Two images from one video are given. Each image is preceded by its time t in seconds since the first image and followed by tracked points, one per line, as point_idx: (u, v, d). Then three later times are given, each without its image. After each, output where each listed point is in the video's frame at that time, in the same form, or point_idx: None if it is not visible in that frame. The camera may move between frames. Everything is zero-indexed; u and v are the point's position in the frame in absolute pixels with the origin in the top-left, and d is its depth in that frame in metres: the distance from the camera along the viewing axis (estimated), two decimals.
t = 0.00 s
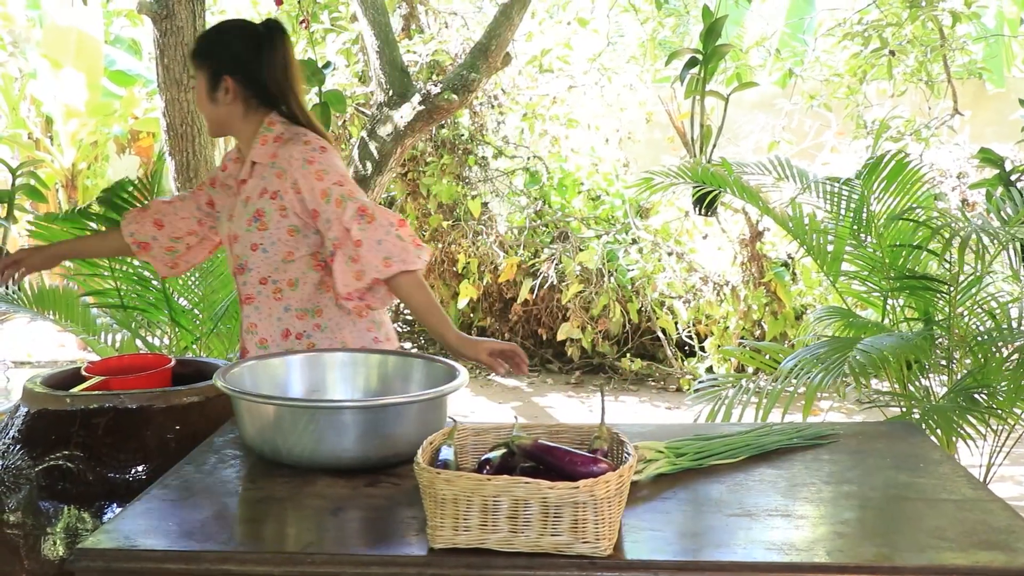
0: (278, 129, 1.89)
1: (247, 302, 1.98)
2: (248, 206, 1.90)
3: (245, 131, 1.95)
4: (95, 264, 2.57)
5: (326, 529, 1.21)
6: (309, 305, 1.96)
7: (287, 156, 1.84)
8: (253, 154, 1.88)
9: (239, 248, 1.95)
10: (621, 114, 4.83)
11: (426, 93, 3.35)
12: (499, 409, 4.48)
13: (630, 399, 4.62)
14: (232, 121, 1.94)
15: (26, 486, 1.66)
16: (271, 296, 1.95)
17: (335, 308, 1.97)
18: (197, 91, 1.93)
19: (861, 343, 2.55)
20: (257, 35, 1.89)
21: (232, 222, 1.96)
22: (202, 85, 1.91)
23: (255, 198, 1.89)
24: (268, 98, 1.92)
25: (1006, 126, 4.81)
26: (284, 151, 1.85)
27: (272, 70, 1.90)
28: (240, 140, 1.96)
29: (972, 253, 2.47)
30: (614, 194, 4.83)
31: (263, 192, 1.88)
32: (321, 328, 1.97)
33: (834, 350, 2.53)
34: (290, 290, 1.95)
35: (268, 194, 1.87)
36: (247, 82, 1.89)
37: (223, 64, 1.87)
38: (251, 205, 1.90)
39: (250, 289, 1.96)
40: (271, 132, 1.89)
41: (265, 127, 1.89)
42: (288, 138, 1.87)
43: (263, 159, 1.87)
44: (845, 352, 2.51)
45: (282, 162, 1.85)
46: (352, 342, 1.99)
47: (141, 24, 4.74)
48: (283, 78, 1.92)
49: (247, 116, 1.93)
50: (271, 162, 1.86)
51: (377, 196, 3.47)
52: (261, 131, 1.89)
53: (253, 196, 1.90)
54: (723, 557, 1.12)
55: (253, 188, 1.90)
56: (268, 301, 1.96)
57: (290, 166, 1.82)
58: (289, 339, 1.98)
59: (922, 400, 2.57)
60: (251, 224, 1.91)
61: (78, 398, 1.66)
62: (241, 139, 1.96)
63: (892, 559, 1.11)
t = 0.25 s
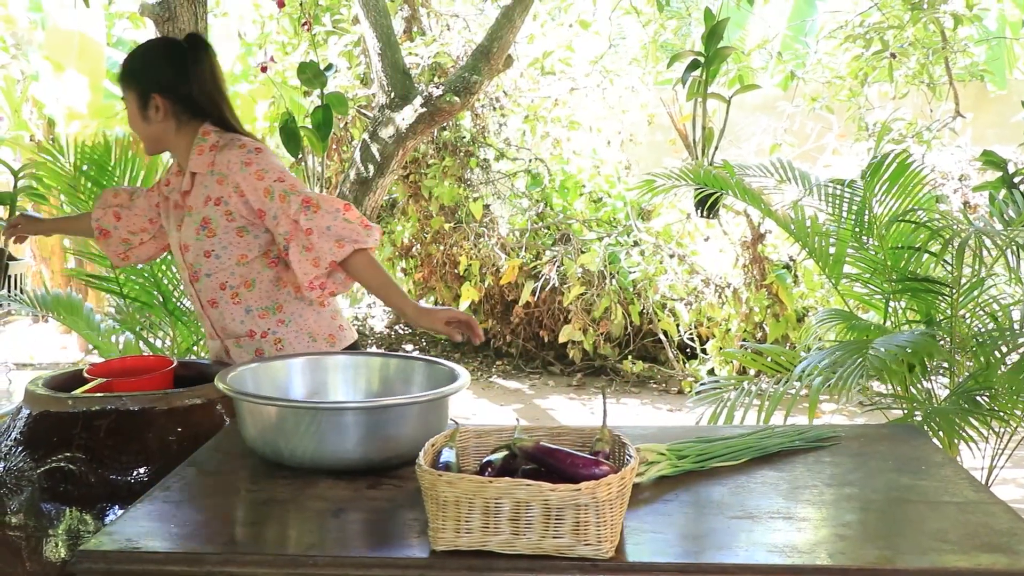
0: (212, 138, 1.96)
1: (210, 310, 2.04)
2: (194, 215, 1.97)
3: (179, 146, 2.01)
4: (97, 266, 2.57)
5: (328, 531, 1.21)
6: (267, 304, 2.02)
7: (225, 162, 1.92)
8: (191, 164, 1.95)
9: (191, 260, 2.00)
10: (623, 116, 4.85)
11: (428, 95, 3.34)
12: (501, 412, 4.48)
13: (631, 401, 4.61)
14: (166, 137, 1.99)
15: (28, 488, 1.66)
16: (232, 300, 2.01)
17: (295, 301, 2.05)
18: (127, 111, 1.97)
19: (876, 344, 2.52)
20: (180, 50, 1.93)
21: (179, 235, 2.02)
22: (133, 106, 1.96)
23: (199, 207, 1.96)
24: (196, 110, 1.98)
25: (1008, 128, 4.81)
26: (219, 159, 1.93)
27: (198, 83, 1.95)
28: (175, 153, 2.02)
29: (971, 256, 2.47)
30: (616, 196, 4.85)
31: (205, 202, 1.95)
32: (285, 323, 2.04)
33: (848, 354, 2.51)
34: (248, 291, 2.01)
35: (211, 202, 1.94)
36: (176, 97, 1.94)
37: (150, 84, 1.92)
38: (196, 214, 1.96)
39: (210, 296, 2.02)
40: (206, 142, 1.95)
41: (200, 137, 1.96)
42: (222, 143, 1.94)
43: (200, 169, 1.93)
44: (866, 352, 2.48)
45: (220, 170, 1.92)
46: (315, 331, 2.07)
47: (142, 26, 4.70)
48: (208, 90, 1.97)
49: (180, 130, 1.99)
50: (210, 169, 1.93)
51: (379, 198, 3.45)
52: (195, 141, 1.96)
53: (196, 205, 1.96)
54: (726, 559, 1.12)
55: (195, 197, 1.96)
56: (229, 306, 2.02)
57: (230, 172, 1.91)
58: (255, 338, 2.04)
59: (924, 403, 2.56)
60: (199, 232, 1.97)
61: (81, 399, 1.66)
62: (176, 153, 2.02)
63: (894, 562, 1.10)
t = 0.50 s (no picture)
0: (183, 145, 1.96)
1: (195, 315, 2.04)
2: (170, 222, 1.98)
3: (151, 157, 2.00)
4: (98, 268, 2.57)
5: (329, 532, 1.21)
6: (246, 304, 2.02)
7: (195, 167, 1.93)
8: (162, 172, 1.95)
9: (172, 266, 2.01)
10: (625, 117, 4.85)
11: (429, 97, 3.34)
12: (502, 413, 4.48)
13: (633, 403, 4.61)
14: (137, 149, 1.98)
15: (30, 489, 1.65)
16: (214, 304, 2.01)
17: (275, 300, 2.04)
18: (97, 127, 1.97)
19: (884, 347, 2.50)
20: (144, 62, 1.92)
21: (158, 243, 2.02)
22: (102, 121, 1.95)
23: (174, 213, 1.97)
24: (166, 120, 1.97)
25: (1009, 129, 4.80)
26: (190, 165, 1.93)
27: (165, 93, 1.94)
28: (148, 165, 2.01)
29: (974, 257, 2.47)
30: (617, 197, 4.85)
31: (179, 209, 1.96)
32: (268, 321, 2.04)
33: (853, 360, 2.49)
34: (229, 294, 2.01)
35: (186, 208, 1.95)
36: (144, 109, 1.93)
37: (117, 99, 1.91)
38: (172, 221, 1.97)
39: (193, 301, 2.02)
40: (176, 152, 1.95)
41: (170, 146, 1.96)
42: (192, 149, 1.95)
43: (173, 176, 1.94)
44: (872, 354, 2.47)
45: (191, 176, 1.93)
46: (298, 326, 2.06)
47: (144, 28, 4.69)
48: (176, 100, 1.96)
49: (152, 142, 1.98)
50: (182, 176, 1.94)
51: (380, 200, 3.45)
52: (166, 149, 1.96)
53: (171, 212, 1.97)
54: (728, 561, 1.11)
55: (170, 204, 1.97)
56: (212, 310, 2.01)
57: (201, 177, 1.92)
58: (239, 339, 2.03)
59: (926, 404, 2.56)
60: (175, 238, 1.98)
61: (82, 401, 1.67)
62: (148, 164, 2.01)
63: (896, 563, 1.10)
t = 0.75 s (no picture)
0: (172, 150, 1.95)
1: (191, 318, 2.04)
2: (161, 227, 1.97)
3: (141, 163, 2.00)
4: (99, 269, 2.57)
5: (331, 534, 1.21)
6: (244, 306, 2.02)
7: (186, 171, 1.92)
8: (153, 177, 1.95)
9: (166, 271, 2.00)
10: (626, 119, 4.86)
11: (431, 98, 3.34)
12: (503, 415, 4.48)
13: (634, 405, 4.61)
14: (128, 155, 1.98)
15: (31, 491, 1.66)
16: (210, 306, 2.01)
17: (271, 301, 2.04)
18: (86, 134, 1.95)
19: (869, 349, 2.53)
20: (133, 69, 1.90)
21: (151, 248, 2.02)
22: (92, 128, 1.93)
23: (166, 218, 1.96)
24: (156, 126, 1.96)
25: (1011, 131, 4.80)
26: (180, 169, 1.93)
27: (155, 100, 1.93)
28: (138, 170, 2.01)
29: (976, 259, 2.46)
30: (618, 199, 4.85)
31: (170, 213, 1.96)
32: (265, 323, 2.04)
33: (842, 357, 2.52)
34: (224, 296, 2.01)
35: (177, 213, 1.95)
36: (135, 116, 1.92)
37: (107, 107, 1.90)
38: (163, 225, 1.96)
39: (188, 305, 2.01)
40: (167, 157, 1.95)
41: (160, 151, 1.96)
42: (182, 153, 1.94)
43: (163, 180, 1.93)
44: (857, 358, 2.49)
45: (181, 180, 1.93)
46: (296, 327, 2.07)
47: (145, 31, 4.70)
48: (166, 106, 1.95)
49: (142, 148, 1.98)
50: (172, 180, 1.94)
51: (382, 202, 3.45)
52: (156, 154, 1.96)
53: (162, 217, 1.97)
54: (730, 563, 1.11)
55: (161, 209, 1.97)
56: (207, 313, 2.01)
57: (191, 181, 1.92)
58: (237, 343, 2.03)
59: (927, 406, 2.56)
60: (168, 242, 1.97)
61: (83, 403, 1.67)
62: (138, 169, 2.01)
63: (897, 565, 1.10)
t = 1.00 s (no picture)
0: (178, 151, 1.96)
1: (196, 320, 2.04)
2: (166, 228, 1.98)
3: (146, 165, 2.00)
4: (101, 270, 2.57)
5: (332, 536, 1.21)
6: (248, 308, 2.02)
7: (191, 173, 1.93)
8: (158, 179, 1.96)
9: (170, 273, 2.01)
10: (627, 121, 4.85)
11: (432, 100, 3.34)
12: (503, 416, 4.48)
13: (635, 406, 4.60)
14: (133, 156, 1.98)
15: (32, 493, 1.67)
16: (214, 308, 2.01)
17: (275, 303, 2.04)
18: (92, 134, 1.94)
19: (874, 350, 2.53)
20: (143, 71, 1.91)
21: (155, 250, 2.02)
22: (98, 128, 1.93)
23: (171, 219, 1.97)
24: (163, 128, 1.97)
25: (1012, 132, 4.80)
26: (185, 171, 1.94)
27: (164, 101, 1.94)
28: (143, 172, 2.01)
29: (977, 259, 2.46)
30: (619, 200, 4.85)
31: (175, 215, 1.96)
32: (270, 325, 2.04)
33: (842, 359, 2.52)
34: (228, 298, 2.01)
35: (182, 214, 1.95)
36: (143, 117, 1.93)
37: (117, 107, 1.90)
38: (168, 227, 1.97)
39: (192, 307, 2.02)
40: (172, 158, 1.95)
41: (165, 152, 1.96)
42: (186, 155, 1.95)
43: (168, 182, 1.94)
44: (861, 357, 2.49)
45: (186, 181, 1.94)
46: (301, 329, 2.07)
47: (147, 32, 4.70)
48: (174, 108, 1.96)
49: (148, 150, 1.98)
50: (177, 181, 1.94)
51: (383, 203, 3.45)
52: (161, 156, 1.96)
53: (167, 218, 1.97)
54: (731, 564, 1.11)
55: (166, 210, 1.97)
56: (211, 314, 2.01)
57: (196, 183, 1.93)
58: (241, 344, 2.03)
59: (928, 407, 2.55)
60: (172, 243, 1.98)
61: (85, 403, 1.66)
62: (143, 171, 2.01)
63: (899, 567, 1.10)
